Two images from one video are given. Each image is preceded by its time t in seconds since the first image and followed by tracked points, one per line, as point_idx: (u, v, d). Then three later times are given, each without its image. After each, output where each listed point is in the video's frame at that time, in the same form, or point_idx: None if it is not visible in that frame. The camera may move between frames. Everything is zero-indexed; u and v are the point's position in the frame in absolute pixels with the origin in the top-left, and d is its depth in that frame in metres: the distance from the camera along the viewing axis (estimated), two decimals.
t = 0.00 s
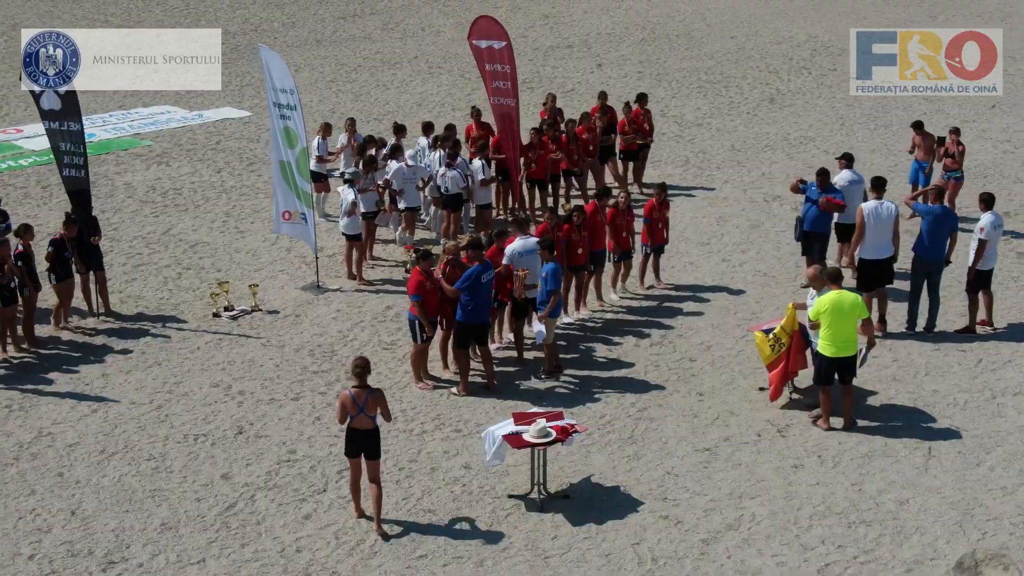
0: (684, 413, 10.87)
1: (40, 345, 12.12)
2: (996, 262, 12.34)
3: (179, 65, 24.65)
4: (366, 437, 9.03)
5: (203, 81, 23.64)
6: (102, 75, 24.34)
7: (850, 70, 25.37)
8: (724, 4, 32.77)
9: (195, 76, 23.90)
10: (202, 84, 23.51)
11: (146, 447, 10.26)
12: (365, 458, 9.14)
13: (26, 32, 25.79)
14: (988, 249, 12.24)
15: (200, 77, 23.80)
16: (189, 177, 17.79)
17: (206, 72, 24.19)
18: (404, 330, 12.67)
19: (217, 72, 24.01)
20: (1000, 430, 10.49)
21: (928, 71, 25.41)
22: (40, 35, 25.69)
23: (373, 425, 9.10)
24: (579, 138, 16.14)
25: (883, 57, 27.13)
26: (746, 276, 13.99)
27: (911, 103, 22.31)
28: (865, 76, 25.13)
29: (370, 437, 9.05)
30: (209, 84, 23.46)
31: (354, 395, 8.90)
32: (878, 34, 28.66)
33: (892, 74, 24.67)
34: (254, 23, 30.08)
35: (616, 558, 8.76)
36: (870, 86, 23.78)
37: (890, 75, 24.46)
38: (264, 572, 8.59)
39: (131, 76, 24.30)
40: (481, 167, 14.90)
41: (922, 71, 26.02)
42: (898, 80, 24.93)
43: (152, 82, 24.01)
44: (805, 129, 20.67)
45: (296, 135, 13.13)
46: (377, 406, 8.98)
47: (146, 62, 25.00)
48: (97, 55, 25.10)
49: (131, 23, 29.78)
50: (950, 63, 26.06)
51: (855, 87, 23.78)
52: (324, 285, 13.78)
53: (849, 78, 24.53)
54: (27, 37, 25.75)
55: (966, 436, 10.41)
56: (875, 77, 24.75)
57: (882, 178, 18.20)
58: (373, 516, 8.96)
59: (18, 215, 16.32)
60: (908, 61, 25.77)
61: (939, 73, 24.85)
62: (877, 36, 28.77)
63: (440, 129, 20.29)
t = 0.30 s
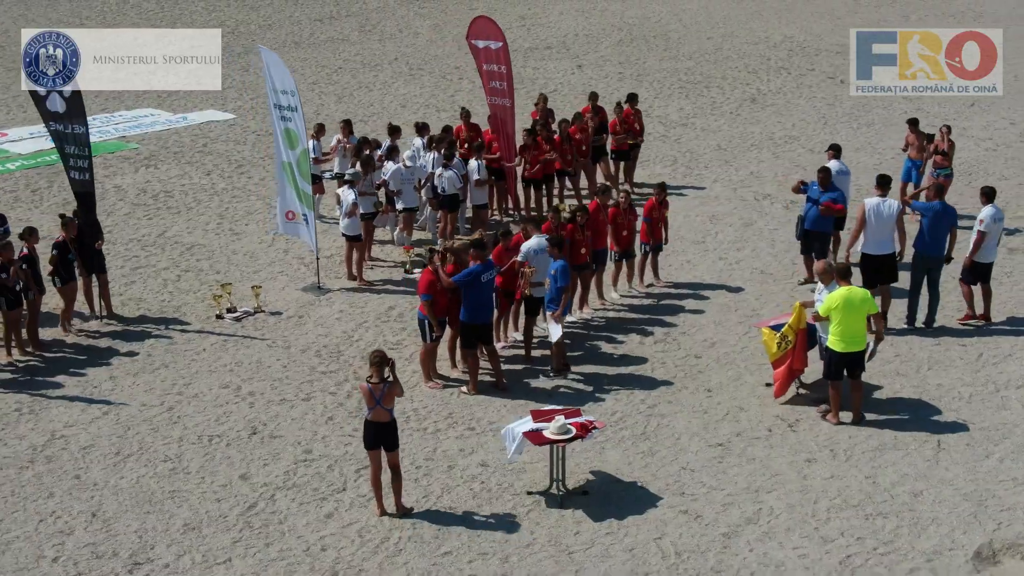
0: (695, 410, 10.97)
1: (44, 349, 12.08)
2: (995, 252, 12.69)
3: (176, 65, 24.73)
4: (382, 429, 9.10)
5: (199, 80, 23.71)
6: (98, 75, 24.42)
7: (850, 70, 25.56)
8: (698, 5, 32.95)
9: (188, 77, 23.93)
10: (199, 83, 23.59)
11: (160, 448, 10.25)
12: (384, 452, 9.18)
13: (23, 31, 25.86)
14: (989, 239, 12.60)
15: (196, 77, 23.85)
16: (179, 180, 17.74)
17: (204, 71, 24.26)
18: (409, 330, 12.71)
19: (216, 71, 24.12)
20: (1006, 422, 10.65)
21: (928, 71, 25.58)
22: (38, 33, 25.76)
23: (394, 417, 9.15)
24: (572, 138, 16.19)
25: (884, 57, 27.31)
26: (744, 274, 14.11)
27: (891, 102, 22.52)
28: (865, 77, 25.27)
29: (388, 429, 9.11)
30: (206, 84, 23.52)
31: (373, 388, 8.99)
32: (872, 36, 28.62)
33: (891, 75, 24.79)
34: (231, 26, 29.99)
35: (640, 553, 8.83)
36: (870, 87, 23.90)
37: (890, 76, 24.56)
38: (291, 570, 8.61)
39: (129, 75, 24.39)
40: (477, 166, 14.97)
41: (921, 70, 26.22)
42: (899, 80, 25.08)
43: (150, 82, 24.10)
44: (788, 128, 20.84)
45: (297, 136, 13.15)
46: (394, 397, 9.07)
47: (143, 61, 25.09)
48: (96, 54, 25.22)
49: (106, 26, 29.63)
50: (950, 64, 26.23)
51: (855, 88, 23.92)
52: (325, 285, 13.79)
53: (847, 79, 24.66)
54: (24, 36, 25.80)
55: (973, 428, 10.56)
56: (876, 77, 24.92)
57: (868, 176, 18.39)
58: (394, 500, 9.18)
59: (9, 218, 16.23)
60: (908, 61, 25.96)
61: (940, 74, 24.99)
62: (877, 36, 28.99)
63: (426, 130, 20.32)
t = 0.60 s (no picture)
0: (704, 406, 11.08)
1: (49, 352, 12.05)
2: (991, 246, 12.86)
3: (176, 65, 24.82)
4: (404, 425, 9.15)
5: (195, 82, 23.77)
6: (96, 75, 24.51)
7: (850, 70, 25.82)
8: (672, 7, 33.14)
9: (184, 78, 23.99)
10: (198, 85, 23.69)
11: (175, 450, 10.26)
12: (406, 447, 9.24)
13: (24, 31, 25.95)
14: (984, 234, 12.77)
15: (188, 79, 23.88)
16: (169, 182, 17.71)
17: (204, 71, 24.37)
18: (413, 330, 12.76)
19: (217, 71, 24.22)
20: (1011, 415, 10.81)
21: (928, 71, 25.80)
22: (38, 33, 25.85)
23: (414, 413, 9.20)
24: (565, 138, 16.27)
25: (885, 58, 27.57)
26: (740, 272, 14.25)
27: (871, 102, 22.75)
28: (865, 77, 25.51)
29: (410, 426, 9.17)
30: (205, 84, 23.63)
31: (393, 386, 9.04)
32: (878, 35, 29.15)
33: (891, 75, 24.98)
34: (206, 29, 29.90)
35: (662, 547, 8.92)
36: (870, 87, 24.13)
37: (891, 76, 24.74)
38: (317, 569, 8.65)
39: (130, 75, 24.50)
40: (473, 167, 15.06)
41: (921, 70, 26.47)
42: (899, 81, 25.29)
43: (149, 82, 24.20)
44: (772, 127, 21.01)
45: (297, 138, 13.24)
46: (415, 394, 9.13)
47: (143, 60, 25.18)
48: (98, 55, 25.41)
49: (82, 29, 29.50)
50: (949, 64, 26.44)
51: (855, 88, 24.15)
52: (325, 287, 13.81)
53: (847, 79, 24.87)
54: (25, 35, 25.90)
55: (979, 421, 10.72)
56: (876, 77, 25.17)
57: (854, 175, 18.58)
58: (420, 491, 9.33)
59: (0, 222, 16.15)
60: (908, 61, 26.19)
61: (940, 73, 25.19)
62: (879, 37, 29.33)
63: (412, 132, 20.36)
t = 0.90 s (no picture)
0: (712, 402, 11.19)
1: (54, 355, 12.02)
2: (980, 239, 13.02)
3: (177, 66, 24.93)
4: (426, 423, 9.20)
5: (194, 83, 23.83)
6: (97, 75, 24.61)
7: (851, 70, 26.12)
8: (646, 8, 33.31)
9: (185, 78, 24.07)
10: (198, 84, 23.76)
11: (190, 450, 10.26)
12: (427, 444, 9.29)
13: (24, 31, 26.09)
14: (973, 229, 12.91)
15: (183, 82, 23.89)
16: (159, 185, 17.67)
17: (205, 71, 24.44)
18: (417, 330, 12.81)
19: (217, 72, 24.32)
20: (1015, 408, 10.98)
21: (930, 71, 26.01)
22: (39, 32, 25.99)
23: (436, 411, 9.24)
24: (558, 138, 16.36)
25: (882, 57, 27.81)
26: (737, 269, 14.38)
27: (851, 102, 22.98)
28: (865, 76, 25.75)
29: (432, 424, 9.22)
30: (206, 84, 23.71)
31: (416, 382, 9.08)
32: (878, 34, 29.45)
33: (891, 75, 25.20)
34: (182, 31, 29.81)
35: (684, 541, 9.01)
36: (870, 87, 24.36)
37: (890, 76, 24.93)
38: (344, 567, 8.68)
39: (130, 78, 24.53)
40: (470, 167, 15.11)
41: (922, 70, 26.72)
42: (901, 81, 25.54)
43: (149, 83, 24.26)
44: (755, 127, 21.18)
45: (299, 139, 13.32)
46: (437, 391, 9.17)
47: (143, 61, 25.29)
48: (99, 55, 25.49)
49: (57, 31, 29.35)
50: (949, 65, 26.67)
51: (855, 88, 24.40)
52: (326, 288, 13.83)
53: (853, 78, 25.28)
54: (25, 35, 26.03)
55: (985, 414, 10.89)
56: (877, 77, 25.44)
57: (840, 172, 18.77)
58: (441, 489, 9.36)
59: None
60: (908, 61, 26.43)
61: (940, 74, 25.40)
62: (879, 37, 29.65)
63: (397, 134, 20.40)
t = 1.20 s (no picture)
0: (721, 397, 11.29)
1: (59, 358, 12.00)
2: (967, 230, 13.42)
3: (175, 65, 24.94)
4: (446, 420, 9.27)
5: (195, 82, 23.85)
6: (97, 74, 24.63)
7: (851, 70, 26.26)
8: (621, 8, 33.47)
9: (183, 77, 24.09)
10: (199, 83, 23.78)
11: (206, 451, 10.27)
12: (448, 440, 9.36)
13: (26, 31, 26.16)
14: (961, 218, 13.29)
15: (182, 82, 23.89)
16: (149, 188, 17.62)
17: (206, 71, 24.44)
18: (421, 330, 12.85)
19: (219, 71, 24.35)
20: (1019, 400, 11.15)
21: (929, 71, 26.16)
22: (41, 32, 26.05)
23: (457, 407, 9.31)
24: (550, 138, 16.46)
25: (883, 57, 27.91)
26: (734, 266, 14.51)
27: (831, 101, 23.18)
28: (865, 76, 25.88)
29: (452, 422, 9.29)
30: (206, 84, 23.74)
31: (438, 381, 9.11)
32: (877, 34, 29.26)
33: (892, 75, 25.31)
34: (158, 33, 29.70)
35: (705, 535, 9.10)
36: (870, 87, 24.52)
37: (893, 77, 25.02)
38: (371, 564, 8.72)
39: (131, 78, 24.52)
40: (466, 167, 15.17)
41: (923, 70, 26.81)
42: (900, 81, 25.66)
43: (150, 82, 24.24)
44: (739, 126, 21.34)
45: (299, 139, 13.36)
46: (458, 389, 9.21)
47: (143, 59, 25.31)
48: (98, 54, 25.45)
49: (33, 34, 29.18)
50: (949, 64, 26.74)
51: (855, 88, 24.54)
52: (327, 288, 13.86)
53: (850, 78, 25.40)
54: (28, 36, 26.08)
55: (990, 406, 11.05)
56: (875, 77, 25.57)
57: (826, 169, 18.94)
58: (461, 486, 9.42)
59: None
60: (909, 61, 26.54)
61: (940, 74, 25.51)
62: (879, 36, 29.39)
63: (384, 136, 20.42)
